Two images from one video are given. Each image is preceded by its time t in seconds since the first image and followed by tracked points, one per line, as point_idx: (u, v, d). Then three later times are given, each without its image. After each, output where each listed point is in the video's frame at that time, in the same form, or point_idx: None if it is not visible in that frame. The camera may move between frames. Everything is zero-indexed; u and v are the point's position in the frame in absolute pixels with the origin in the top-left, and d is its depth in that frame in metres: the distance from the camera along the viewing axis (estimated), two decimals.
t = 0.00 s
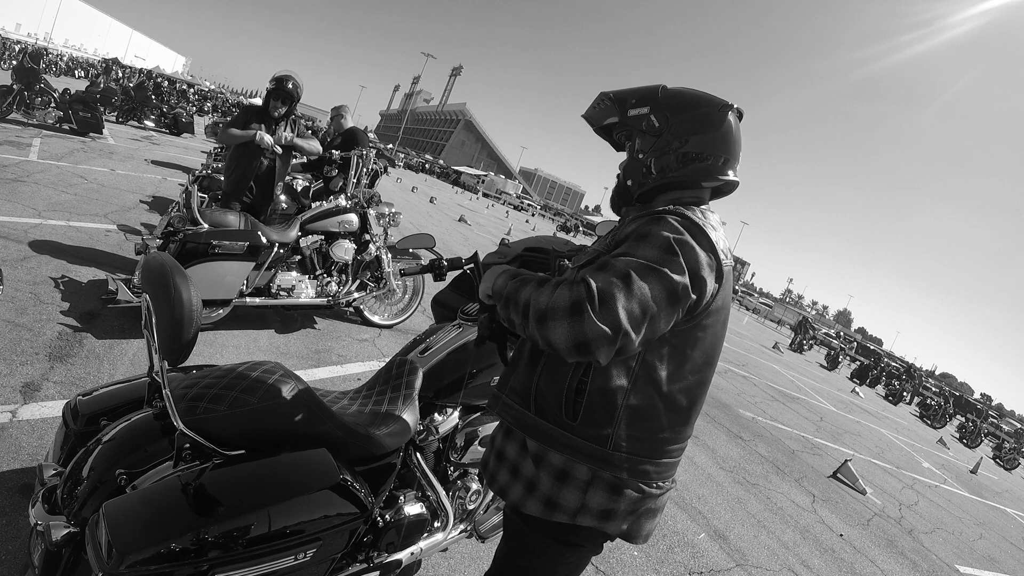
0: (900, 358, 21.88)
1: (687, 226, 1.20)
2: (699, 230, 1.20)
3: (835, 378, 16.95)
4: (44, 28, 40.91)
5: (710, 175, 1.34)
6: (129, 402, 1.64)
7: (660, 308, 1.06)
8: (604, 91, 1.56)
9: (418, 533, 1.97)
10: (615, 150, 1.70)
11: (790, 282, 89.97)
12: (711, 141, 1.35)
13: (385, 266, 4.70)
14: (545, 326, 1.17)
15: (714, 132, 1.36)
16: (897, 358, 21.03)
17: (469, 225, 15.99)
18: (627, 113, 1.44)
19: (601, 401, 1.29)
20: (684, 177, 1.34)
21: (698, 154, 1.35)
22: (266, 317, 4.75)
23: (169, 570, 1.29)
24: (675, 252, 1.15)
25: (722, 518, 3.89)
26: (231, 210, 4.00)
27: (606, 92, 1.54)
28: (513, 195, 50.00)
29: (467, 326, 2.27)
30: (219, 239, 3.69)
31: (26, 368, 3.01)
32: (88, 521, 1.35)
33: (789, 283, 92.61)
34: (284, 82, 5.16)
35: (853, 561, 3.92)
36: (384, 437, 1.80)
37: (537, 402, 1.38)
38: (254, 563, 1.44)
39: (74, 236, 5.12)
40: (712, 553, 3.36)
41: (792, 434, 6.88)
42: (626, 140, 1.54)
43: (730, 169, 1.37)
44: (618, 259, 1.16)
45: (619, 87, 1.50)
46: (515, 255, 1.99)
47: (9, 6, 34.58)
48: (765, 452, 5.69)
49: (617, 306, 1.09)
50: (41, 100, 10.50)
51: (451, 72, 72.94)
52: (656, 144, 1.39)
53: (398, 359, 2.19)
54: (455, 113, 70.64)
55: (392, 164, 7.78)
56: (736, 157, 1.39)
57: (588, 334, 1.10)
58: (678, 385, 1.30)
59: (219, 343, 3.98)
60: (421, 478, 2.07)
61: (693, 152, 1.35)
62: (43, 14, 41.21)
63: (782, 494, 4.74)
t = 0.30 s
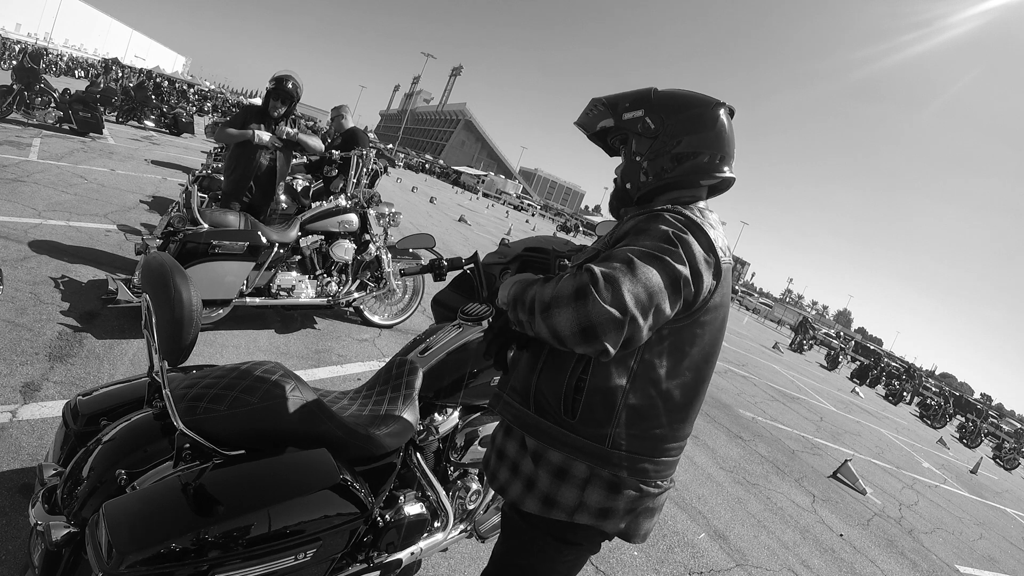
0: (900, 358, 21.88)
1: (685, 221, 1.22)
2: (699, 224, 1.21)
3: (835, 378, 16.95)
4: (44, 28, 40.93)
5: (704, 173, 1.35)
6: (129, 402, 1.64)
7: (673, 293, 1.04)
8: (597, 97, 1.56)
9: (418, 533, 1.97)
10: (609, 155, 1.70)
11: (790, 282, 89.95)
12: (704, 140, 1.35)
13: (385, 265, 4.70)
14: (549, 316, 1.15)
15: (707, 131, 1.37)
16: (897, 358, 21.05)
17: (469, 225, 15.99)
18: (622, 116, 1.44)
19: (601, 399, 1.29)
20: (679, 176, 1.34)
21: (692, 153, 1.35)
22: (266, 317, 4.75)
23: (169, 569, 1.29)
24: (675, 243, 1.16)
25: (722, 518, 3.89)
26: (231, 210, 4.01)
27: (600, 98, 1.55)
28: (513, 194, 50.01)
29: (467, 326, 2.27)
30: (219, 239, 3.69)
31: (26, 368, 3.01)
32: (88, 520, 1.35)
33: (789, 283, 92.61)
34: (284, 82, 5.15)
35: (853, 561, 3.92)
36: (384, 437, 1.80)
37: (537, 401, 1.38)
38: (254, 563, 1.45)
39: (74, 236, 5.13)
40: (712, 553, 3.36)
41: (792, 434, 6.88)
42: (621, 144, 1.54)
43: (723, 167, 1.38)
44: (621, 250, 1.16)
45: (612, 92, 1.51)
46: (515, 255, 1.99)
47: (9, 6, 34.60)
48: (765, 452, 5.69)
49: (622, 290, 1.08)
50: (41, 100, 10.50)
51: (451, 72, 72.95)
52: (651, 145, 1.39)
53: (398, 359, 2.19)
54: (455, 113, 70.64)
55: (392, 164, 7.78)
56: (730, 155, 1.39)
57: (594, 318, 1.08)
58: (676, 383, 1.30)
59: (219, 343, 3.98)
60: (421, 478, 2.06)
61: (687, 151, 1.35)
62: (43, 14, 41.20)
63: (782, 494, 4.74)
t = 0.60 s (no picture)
0: (900, 358, 21.88)
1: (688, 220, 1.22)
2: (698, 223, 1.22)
3: (835, 378, 16.94)
4: (44, 28, 40.93)
5: (700, 170, 1.35)
6: (130, 402, 1.64)
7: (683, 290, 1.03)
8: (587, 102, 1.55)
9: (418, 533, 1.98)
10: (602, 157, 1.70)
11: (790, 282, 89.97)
12: (696, 136, 1.35)
13: (385, 265, 4.70)
14: (561, 317, 1.12)
15: (698, 128, 1.37)
16: (897, 358, 21.04)
17: (469, 225, 15.99)
18: (614, 119, 1.44)
19: (602, 398, 1.29)
20: (676, 175, 1.34)
21: (687, 151, 1.35)
22: (266, 317, 4.75)
23: (169, 569, 1.29)
24: (679, 241, 1.16)
25: (722, 518, 3.89)
26: (231, 211, 4.01)
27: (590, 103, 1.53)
28: (513, 194, 50.03)
29: (467, 326, 2.28)
30: (220, 239, 3.69)
31: (26, 368, 3.01)
32: (88, 521, 1.35)
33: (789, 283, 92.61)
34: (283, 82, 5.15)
35: (853, 561, 3.93)
36: (384, 437, 1.80)
37: (537, 401, 1.38)
38: (254, 563, 1.45)
39: (74, 236, 5.12)
40: (712, 553, 3.36)
41: (791, 434, 6.88)
42: (614, 147, 1.53)
43: (717, 162, 1.38)
44: (626, 248, 1.16)
45: (603, 96, 1.50)
46: (515, 254, 1.98)
47: (9, 6, 34.58)
48: (765, 452, 5.69)
49: (634, 288, 1.06)
50: (41, 100, 10.50)
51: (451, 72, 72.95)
52: (645, 145, 1.39)
53: (398, 359, 2.19)
54: (455, 113, 70.65)
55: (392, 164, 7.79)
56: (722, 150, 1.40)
57: (608, 317, 1.06)
58: (676, 381, 1.30)
59: (219, 343, 3.98)
60: (421, 478, 2.06)
61: (682, 150, 1.35)
62: (43, 14, 41.19)
63: (782, 494, 4.74)
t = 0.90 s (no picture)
0: (900, 358, 21.87)
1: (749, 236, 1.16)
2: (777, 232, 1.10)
3: (835, 378, 16.93)
4: (44, 29, 40.95)
5: (778, 182, 1.20)
6: (130, 403, 1.64)
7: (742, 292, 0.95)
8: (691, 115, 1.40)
9: (417, 532, 1.99)
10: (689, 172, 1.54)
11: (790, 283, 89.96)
12: (775, 145, 1.20)
13: (385, 265, 4.70)
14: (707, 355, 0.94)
15: (778, 135, 1.23)
16: (897, 358, 21.03)
17: (469, 225, 16.00)
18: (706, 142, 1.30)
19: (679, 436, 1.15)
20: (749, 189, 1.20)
21: (761, 162, 1.20)
22: (266, 317, 4.75)
23: (169, 569, 1.29)
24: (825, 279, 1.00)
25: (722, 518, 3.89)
26: (231, 211, 4.07)
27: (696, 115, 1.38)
28: (513, 194, 50.03)
29: (467, 327, 2.35)
30: (219, 239, 3.69)
31: (26, 368, 3.01)
32: (89, 521, 1.35)
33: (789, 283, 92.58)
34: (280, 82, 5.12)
35: (853, 561, 3.93)
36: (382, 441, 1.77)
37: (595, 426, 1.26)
38: (254, 563, 1.44)
39: (73, 236, 5.13)
40: (712, 553, 3.36)
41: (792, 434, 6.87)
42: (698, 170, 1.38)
43: (799, 174, 1.22)
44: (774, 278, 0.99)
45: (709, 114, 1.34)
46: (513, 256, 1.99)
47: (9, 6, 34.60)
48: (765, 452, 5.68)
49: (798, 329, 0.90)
50: (41, 100, 10.50)
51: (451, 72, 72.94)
52: (715, 157, 1.26)
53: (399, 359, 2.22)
54: (455, 113, 70.65)
55: (393, 164, 7.78)
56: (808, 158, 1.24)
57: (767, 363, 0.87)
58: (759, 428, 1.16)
59: (219, 343, 3.98)
60: (420, 478, 2.06)
61: (757, 161, 1.20)
62: (43, 14, 41.23)
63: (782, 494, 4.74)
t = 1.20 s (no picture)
0: (900, 358, 21.87)
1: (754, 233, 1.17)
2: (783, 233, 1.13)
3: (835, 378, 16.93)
4: (44, 29, 40.99)
5: (784, 188, 1.20)
6: (130, 403, 1.65)
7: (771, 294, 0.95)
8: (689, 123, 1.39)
9: (417, 532, 1.99)
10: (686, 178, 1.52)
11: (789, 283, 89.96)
12: (780, 152, 1.20)
13: (385, 265, 4.70)
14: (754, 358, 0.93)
15: (782, 142, 1.23)
16: (897, 358, 21.04)
17: (469, 225, 16.00)
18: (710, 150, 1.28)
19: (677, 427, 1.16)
20: (755, 196, 1.20)
21: (767, 169, 1.20)
22: (266, 317, 4.75)
23: (170, 569, 1.30)
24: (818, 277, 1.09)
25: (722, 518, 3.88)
26: (231, 211, 4.06)
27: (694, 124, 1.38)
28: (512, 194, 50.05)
29: (467, 327, 2.36)
30: (220, 240, 3.69)
31: (26, 368, 3.01)
32: (89, 520, 1.35)
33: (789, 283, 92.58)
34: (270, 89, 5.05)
35: (853, 561, 3.93)
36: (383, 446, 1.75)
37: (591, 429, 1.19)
38: (254, 563, 1.45)
39: (73, 236, 5.12)
40: (713, 554, 3.36)
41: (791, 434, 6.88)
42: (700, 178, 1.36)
43: (803, 179, 1.23)
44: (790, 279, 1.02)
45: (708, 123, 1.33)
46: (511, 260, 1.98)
47: (9, 6, 34.61)
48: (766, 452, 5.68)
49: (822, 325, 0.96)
50: (41, 100, 10.50)
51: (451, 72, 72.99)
52: (721, 165, 1.25)
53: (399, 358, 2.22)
54: (455, 113, 70.68)
55: (393, 164, 7.79)
56: (809, 163, 1.25)
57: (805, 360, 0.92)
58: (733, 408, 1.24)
59: (219, 343, 3.98)
60: (420, 478, 2.07)
61: (764, 168, 1.20)
62: (44, 14, 41.25)
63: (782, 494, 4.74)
